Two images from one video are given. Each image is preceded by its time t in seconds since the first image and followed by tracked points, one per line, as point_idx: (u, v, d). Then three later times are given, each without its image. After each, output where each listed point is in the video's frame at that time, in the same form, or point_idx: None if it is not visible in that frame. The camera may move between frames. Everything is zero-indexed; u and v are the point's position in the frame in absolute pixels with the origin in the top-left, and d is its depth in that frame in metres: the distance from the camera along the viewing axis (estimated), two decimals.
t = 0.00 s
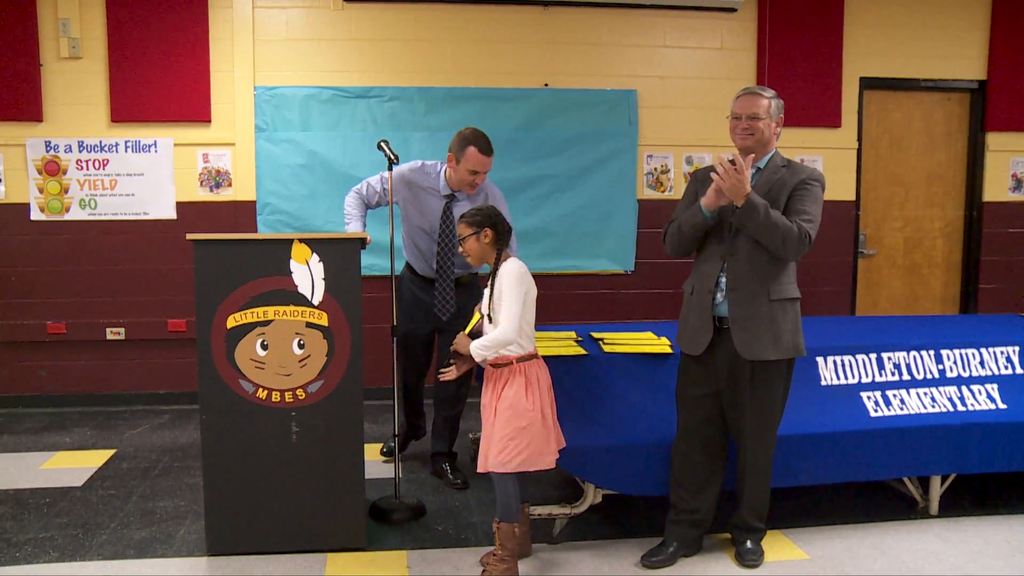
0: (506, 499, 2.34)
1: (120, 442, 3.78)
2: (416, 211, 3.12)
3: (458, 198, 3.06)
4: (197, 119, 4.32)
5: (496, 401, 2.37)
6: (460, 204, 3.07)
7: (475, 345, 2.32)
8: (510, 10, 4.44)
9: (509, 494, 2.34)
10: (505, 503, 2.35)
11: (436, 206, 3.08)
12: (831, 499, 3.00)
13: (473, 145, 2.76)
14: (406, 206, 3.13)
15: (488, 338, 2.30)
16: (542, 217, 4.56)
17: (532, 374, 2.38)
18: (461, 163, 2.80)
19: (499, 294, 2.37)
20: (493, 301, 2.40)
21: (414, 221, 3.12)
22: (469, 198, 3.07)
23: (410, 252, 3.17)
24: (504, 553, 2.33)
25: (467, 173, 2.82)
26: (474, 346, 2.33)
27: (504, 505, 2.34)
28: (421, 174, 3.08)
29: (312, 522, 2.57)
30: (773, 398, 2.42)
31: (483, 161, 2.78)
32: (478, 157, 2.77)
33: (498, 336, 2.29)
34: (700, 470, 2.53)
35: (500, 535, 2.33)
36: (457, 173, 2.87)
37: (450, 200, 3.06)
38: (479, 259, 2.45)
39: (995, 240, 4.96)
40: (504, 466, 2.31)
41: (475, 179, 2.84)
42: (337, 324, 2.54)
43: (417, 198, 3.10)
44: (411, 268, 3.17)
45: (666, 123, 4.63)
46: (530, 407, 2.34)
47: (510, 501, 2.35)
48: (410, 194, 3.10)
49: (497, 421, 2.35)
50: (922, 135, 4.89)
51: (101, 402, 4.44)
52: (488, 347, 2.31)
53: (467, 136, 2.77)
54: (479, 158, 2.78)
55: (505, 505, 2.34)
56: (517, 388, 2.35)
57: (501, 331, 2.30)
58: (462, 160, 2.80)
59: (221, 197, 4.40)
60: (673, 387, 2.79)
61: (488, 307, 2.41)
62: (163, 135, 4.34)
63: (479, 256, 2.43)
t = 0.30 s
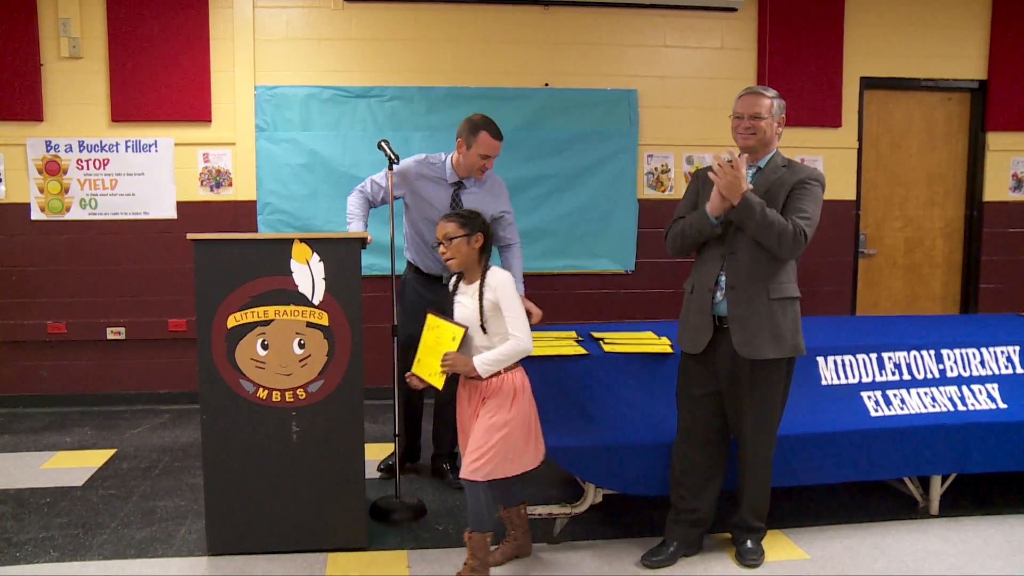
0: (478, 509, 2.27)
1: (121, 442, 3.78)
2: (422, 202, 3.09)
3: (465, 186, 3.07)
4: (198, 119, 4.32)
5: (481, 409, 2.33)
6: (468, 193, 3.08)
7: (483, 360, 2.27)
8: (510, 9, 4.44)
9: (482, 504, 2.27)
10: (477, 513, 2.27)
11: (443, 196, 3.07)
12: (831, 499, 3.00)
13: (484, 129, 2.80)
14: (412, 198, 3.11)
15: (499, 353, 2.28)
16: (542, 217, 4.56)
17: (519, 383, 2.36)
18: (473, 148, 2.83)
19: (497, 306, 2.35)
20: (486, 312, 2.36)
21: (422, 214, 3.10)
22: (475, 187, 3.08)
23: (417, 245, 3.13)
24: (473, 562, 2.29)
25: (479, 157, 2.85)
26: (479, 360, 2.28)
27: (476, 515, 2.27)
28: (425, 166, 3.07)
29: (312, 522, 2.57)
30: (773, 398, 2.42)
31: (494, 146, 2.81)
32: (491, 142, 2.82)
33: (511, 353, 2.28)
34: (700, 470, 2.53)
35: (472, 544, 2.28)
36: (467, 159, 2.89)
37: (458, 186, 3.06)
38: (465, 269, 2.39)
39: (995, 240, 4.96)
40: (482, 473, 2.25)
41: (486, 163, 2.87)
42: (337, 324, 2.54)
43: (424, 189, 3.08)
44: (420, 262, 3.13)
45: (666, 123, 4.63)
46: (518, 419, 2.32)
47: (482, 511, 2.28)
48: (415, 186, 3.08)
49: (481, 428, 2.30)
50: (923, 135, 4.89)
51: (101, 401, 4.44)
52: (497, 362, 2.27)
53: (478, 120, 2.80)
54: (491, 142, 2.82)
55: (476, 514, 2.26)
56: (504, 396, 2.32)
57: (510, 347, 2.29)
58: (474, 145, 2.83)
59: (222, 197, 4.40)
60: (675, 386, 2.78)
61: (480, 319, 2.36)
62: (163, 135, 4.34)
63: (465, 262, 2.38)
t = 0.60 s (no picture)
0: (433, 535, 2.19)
1: (121, 441, 3.78)
2: (424, 198, 3.08)
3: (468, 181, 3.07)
4: (198, 119, 4.32)
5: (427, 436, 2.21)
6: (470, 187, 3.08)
7: (464, 386, 2.11)
8: (511, 9, 4.44)
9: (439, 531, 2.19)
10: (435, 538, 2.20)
11: (446, 190, 3.07)
12: (830, 499, 3.00)
13: (483, 117, 2.84)
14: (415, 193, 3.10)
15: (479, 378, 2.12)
16: (542, 216, 4.56)
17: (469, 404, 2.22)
18: (472, 134, 2.86)
19: (458, 329, 2.19)
20: (447, 335, 2.19)
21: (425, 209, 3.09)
22: (478, 182, 3.09)
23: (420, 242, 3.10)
24: None
25: (477, 144, 2.88)
26: (458, 386, 2.12)
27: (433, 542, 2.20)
28: (428, 161, 3.08)
29: (312, 522, 2.57)
30: (773, 397, 2.41)
31: (493, 132, 2.84)
32: (490, 128, 2.85)
33: (493, 375, 2.13)
34: (700, 469, 2.53)
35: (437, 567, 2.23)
36: (466, 147, 2.93)
37: (461, 180, 3.07)
38: (417, 287, 2.20)
39: (995, 240, 4.96)
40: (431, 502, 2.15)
41: (485, 150, 2.89)
42: (337, 324, 2.53)
43: (426, 184, 3.07)
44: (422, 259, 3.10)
45: (666, 123, 4.63)
46: (466, 446, 2.19)
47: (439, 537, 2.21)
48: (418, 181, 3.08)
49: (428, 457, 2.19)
50: (922, 134, 4.89)
51: (101, 401, 4.44)
52: (478, 385, 2.12)
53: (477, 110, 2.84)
54: (490, 129, 2.85)
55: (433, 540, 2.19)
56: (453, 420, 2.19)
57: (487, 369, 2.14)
58: (473, 132, 2.86)
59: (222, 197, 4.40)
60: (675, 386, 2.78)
61: (438, 344, 2.19)
62: (163, 135, 4.34)
63: (421, 280, 2.18)
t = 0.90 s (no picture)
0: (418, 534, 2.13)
1: (121, 441, 3.78)
2: (426, 195, 3.07)
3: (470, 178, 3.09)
4: (198, 119, 4.33)
5: (385, 456, 1.92)
6: (472, 185, 3.10)
7: (425, 386, 1.84)
8: (511, 9, 4.44)
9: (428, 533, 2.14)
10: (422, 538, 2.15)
11: (447, 187, 3.07)
12: (831, 499, 3.00)
13: (483, 112, 2.92)
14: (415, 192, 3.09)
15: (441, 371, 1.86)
16: (542, 216, 4.56)
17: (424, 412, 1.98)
18: (471, 128, 2.94)
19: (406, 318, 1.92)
20: (393, 327, 1.92)
21: (426, 207, 3.07)
22: (479, 181, 3.11)
23: (422, 241, 3.06)
24: None
25: (476, 138, 2.94)
26: (418, 387, 1.84)
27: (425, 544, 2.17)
28: (430, 159, 3.10)
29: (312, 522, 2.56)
30: (774, 397, 2.41)
31: (493, 126, 2.92)
32: (490, 122, 2.92)
33: (455, 364, 1.87)
34: (700, 469, 2.53)
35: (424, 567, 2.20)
36: (466, 143, 2.99)
37: (462, 177, 3.08)
38: (355, 278, 1.90)
39: (995, 240, 4.96)
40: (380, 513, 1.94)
41: (483, 145, 2.95)
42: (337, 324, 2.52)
43: (427, 183, 3.08)
44: (425, 258, 3.05)
45: (666, 123, 4.63)
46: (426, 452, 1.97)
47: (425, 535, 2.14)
48: (419, 179, 3.08)
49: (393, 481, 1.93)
50: (923, 134, 4.90)
51: (101, 401, 4.44)
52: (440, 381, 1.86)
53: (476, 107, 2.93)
54: (489, 123, 2.93)
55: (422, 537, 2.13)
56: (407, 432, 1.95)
57: (448, 360, 1.87)
58: (472, 125, 2.94)
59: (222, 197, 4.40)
60: (676, 386, 2.77)
61: (385, 339, 1.91)
62: (163, 134, 4.34)
63: (358, 270, 1.89)
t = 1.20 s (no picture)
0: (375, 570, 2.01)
1: (121, 441, 3.78)
2: (423, 195, 3.07)
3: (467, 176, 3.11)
4: (199, 119, 4.33)
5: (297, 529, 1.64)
6: (469, 183, 3.12)
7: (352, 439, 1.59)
8: (511, 9, 4.44)
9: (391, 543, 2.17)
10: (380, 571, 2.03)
11: (444, 186, 3.09)
12: (831, 499, 3.00)
13: (473, 108, 2.92)
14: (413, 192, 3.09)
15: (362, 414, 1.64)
16: (542, 216, 4.56)
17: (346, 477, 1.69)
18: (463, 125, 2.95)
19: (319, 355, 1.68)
20: (301, 367, 1.66)
21: (425, 206, 3.07)
22: (476, 178, 3.13)
23: (422, 241, 3.06)
24: None
25: (468, 134, 2.95)
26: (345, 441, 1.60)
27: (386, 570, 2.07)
28: (425, 158, 3.10)
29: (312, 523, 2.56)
30: (775, 397, 2.41)
31: (484, 120, 2.92)
32: (482, 118, 2.92)
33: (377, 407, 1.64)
34: (700, 469, 2.52)
35: None
36: (459, 141, 2.99)
37: (459, 176, 3.10)
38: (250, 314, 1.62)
39: (995, 240, 4.96)
40: None
41: (475, 141, 2.96)
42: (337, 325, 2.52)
43: (425, 182, 3.08)
44: (426, 258, 3.04)
45: (666, 123, 4.63)
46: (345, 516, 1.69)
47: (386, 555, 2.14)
48: (416, 179, 3.07)
49: (291, 572, 1.63)
50: (923, 134, 4.89)
51: (102, 401, 4.45)
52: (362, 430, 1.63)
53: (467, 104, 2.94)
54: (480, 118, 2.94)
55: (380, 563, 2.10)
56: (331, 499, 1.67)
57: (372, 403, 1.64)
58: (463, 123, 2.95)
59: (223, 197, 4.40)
60: (677, 386, 2.77)
61: (293, 381, 1.65)
62: (164, 134, 4.34)
63: (250, 305, 1.60)
